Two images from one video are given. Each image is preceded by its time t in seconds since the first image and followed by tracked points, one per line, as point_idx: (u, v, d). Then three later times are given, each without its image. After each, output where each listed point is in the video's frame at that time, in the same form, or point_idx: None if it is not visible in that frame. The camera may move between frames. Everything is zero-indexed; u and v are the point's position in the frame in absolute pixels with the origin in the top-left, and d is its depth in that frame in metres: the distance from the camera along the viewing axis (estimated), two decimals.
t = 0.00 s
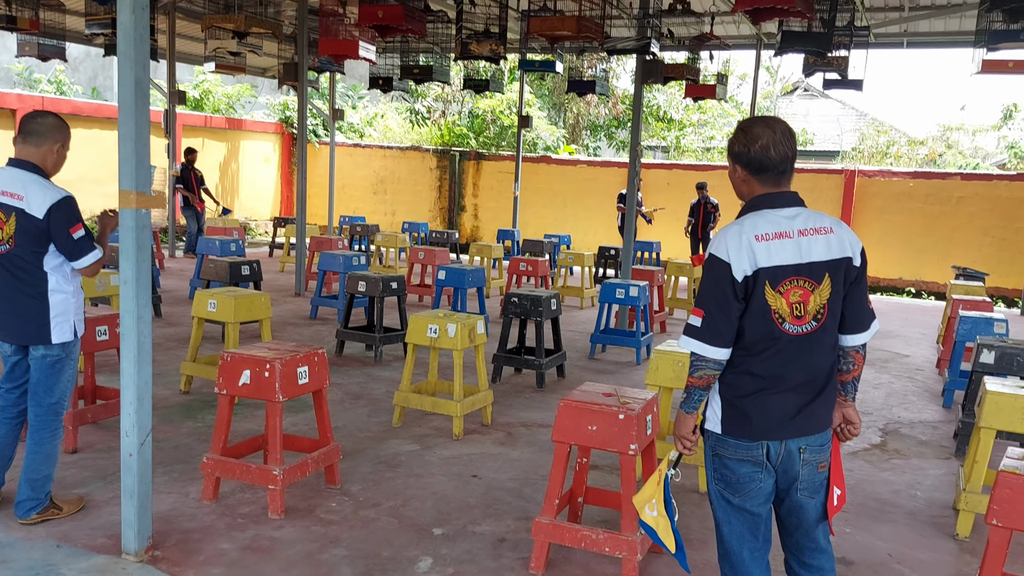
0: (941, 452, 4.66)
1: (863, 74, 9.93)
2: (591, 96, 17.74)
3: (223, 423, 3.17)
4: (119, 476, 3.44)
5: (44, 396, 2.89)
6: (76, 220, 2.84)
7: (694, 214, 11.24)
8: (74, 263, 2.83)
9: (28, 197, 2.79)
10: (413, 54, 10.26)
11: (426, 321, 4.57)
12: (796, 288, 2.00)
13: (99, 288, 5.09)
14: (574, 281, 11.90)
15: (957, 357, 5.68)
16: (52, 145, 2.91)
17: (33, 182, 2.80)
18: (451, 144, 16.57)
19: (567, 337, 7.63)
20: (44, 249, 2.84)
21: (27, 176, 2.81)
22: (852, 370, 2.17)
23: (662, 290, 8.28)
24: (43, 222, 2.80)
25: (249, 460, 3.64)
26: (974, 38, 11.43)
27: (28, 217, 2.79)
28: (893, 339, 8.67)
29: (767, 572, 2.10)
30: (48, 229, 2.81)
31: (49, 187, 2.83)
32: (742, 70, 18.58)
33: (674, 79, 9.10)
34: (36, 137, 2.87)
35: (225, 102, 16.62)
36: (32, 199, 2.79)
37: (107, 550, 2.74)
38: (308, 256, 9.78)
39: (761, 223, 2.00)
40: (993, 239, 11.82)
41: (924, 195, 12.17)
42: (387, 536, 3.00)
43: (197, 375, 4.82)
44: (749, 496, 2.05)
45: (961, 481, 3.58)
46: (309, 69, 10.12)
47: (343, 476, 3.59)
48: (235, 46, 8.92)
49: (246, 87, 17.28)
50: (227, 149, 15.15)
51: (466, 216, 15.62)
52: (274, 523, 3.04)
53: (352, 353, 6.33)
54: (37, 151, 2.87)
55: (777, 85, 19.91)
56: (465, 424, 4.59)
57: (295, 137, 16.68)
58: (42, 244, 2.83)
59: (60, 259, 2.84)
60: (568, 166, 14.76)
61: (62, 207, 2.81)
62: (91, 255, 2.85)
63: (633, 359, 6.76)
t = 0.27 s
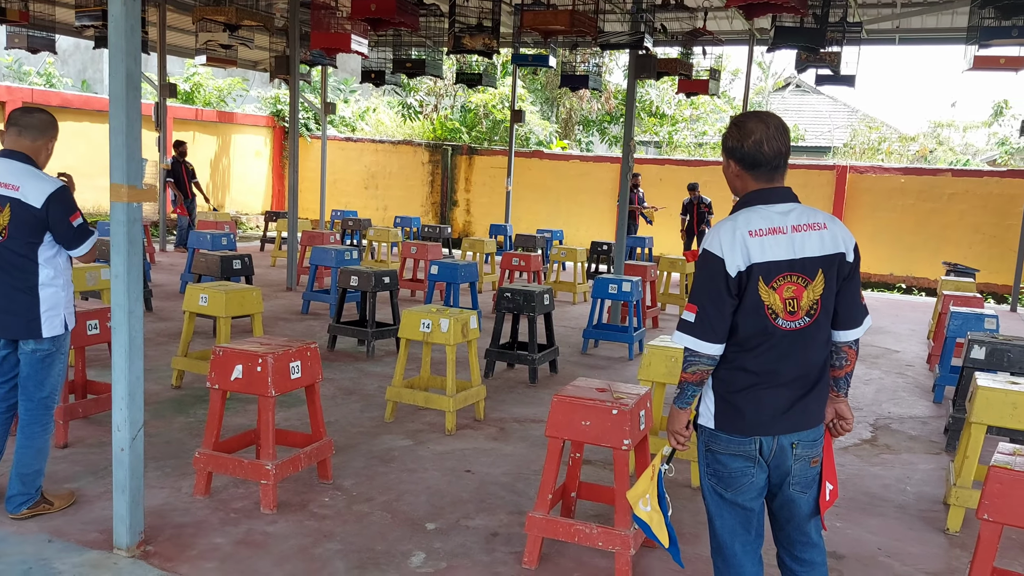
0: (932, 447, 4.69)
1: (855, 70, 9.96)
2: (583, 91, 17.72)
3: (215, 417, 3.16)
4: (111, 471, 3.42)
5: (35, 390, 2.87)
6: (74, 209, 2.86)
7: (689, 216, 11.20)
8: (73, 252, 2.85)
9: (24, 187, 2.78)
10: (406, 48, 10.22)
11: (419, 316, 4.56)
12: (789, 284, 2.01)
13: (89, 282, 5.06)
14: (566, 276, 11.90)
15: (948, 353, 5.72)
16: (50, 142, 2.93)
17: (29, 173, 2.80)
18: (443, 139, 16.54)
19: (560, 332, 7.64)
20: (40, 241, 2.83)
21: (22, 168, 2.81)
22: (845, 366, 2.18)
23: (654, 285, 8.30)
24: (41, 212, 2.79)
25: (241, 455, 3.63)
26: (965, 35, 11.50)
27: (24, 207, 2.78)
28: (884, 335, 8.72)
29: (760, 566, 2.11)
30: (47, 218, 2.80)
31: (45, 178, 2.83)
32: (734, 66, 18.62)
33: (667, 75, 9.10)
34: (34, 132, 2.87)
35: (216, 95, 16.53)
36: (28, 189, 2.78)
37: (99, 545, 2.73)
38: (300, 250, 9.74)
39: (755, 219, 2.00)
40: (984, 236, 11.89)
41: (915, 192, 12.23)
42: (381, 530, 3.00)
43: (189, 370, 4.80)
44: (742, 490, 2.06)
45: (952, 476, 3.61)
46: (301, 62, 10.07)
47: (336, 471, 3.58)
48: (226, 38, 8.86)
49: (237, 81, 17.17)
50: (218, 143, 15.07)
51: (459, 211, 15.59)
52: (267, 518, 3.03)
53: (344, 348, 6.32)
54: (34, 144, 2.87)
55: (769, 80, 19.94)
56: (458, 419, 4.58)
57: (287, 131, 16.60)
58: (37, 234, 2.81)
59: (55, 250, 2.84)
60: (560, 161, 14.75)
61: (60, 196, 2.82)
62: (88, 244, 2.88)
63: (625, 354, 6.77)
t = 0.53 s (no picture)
0: (925, 448, 4.71)
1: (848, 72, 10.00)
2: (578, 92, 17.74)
3: (210, 418, 3.15)
4: (105, 472, 3.41)
5: (30, 392, 2.86)
6: (73, 205, 2.88)
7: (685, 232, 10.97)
8: (74, 247, 2.87)
9: (23, 186, 2.78)
10: (401, 48, 10.22)
11: (415, 317, 4.56)
12: (784, 285, 2.01)
13: (83, 282, 5.04)
14: (561, 277, 11.91)
15: (941, 354, 5.75)
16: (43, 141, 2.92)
17: (26, 172, 2.80)
18: (438, 139, 16.54)
19: (555, 333, 7.64)
20: (39, 239, 2.83)
21: (19, 166, 2.80)
22: (839, 367, 2.19)
23: (648, 286, 8.31)
24: (41, 210, 2.80)
25: (236, 456, 3.62)
26: (958, 37, 11.57)
27: (24, 206, 2.77)
28: (877, 336, 8.76)
29: (755, 566, 2.12)
30: (47, 216, 2.81)
31: (42, 177, 2.83)
32: (729, 67, 18.68)
33: (662, 76, 9.12)
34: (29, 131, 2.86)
35: (210, 95, 16.49)
36: (27, 188, 2.78)
37: (94, 547, 2.72)
38: (294, 250, 9.71)
39: (749, 221, 2.01)
40: (975, 237, 11.95)
41: (908, 193, 12.28)
42: (376, 531, 3.00)
43: (183, 370, 4.79)
44: (737, 491, 2.06)
45: (945, 476, 3.63)
46: (296, 62, 10.06)
47: (332, 472, 3.58)
48: (220, 38, 8.83)
49: (232, 81, 17.13)
50: (212, 143, 15.03)
51: (453, 211, 15.59)
52: (262, 519, 3.03)
53: (339, 348, 6.31)
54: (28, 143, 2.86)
55: (763, 82, 19.99)
56: (453, 420, 4.59)
57: (281, 131, 16.57)
58: (36, 233, 2.81)
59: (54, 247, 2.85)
60: (555, 161, 14.75)
61: (59, 194, 2.83)
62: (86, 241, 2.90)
63: (620, 355, 6.78)
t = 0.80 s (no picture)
0: (923, 449, 4.72)
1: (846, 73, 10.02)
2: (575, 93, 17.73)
3: (207, 421, 3.14)
4: (103, 475, 3.40)
5: (27, 395, 2.85)
6: (71, 205, 2.87)
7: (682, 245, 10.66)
8: (73, 247, 2.87)
9: (20, 188, 2.76)
10: (398, 50, 10.21)
11: (413, 318, 4.55)
12: (781, 287, 2.01)
13: (80, 284, 5.03)
14: (558, 278, 11.91)
15: (938, 355, 5.76)
16: (34, 136, 2.87)
17: (23, 174, 2.79)
18: (435, 140, 16.54)
19: (552, 334, 7.64)
20: (37, 241, 2.82)
21: (15, 168, 2.79)
22: (837, 368, 2.19)
23: (646, 287, 8.31)
24: (38, 211, 2.79)
25: (234, 458, 3.61)
26: (955, 38, 11.60)
27: (22, 207, 2.76)
28: (874, 336, 8.77)
29: (754, 568, 2.11)
30: (45, 218, 2.80)
31: (39, 178, 2.82)
32: (726, 68, 18.71)
33: (659, 77, 9.12)
34: (18, 129, 2.82)
35: (207, 96, 16.47)
36: (24, 189, 2.77)
37: (91, 550, 2.72)
38: (292, 252, 9.71)
39: (747, 222, 2.01)
40: (972, 238, 11.98)
41: (905, 194, 12.30)
42: (375, 534, 2.99)
43: (181, 372, 4.78)
44: (736, 493, 2.06)
45: (943, 477, 3.63)
46: (293, 64, 10.05)
47: (330, 474, 3.57)
48: (217, 39, 8.81)
49: (228, 82, 17.11)
50: (209, 144, 15.01)
51: (450, 212, 15.60)
52: (260, 522, 3.02)
53: (337, 350, 6.30)
54: (20, 144, 2.83)
55: (760, 82, 20.01)
56: (451, 421, 4.58)
57: (278, 132, 16.56)
58: (35, 233, 2.80)
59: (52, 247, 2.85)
60: (552, 162, 14.76)
61: (56, 195, 2.82)
62: (85, 241, 2.89)
63: (618, 356, 6.78)
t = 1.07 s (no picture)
0: (921, 449, 4.72)
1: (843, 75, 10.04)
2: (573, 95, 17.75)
3: (206, 424, 3.14)
4: (102, 478, 3.40)
5: (27, 398, 2.85)
6: (68, 207, 2.86)
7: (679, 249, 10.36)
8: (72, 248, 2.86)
9: (16, 190, 2.76)
10: (396, 52, 10.22)
11: (411, 320, 4.54)
12: (772, 287, 2.01)
13: (78, 287, 5.03)
14: (556, 279, 11.92)
15: (937, 356, 5.76)
16: (26, 135, 2.85)
17: (18, 176, 2.78)
18: (433, 142, 16.55)
19: (551, 336, 7.64)
20: (34, 243, 2.82)
21: (10, 170, 2.78)
22: (831, 368, 2.18)
23: (644, 289, 8.31)
24: (35, 213, 2.78)
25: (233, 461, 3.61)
26: (952, 39, 11.63)
27: (19, 209, 2.76)
28: (872, 337, 8.78)
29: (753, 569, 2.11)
30: (42, 220, 2.79)
31: (35, 180, 2.81)
32: (723, 69, 18.74)
33: (657, 79, 9.13)
34: (8, 131, 2.80)
35: (205, 99, 16.47)
36: (20, 192, 2.76)
37: (91, 553, 2.71)
38: (290, 254, 9.72)
39: (738, 222, 2.02)
40: (970, 238, 11.98)
41: (902, 195, 12.32)
42: (375, 536, 2.99)
43: (179, 375, 4.77)
44: (732, 494, 2.06)
45: (942, 478, 3.64)
46: (291, 66, 10.06)
47: (329, 477, 3.57)
48: (215, 42, 8.82)
49: (226, 84, 17.11)
50: (207, 147, 15.01)
51: (449, 214, 15.62)
52: (260, 524, 3.02)
53: (335, 352, 6.30)
54: (13, 146, 2.81)
55: (757, 84, 20.04)
56: (450, 424, 4.58)
57: (276, 134, 16.57)
58: (32, 235, 2.80)
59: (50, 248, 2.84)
60: (550, 164, 14.77)
61: (53, 197, 2.81)
62: (84, 241, 2.89)
63: (617, 358, 6.78)
